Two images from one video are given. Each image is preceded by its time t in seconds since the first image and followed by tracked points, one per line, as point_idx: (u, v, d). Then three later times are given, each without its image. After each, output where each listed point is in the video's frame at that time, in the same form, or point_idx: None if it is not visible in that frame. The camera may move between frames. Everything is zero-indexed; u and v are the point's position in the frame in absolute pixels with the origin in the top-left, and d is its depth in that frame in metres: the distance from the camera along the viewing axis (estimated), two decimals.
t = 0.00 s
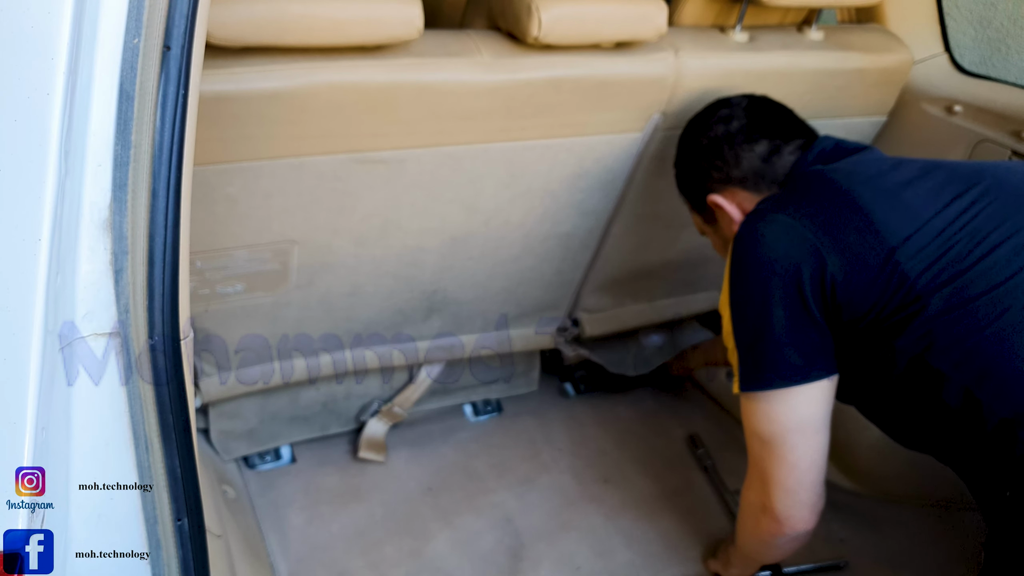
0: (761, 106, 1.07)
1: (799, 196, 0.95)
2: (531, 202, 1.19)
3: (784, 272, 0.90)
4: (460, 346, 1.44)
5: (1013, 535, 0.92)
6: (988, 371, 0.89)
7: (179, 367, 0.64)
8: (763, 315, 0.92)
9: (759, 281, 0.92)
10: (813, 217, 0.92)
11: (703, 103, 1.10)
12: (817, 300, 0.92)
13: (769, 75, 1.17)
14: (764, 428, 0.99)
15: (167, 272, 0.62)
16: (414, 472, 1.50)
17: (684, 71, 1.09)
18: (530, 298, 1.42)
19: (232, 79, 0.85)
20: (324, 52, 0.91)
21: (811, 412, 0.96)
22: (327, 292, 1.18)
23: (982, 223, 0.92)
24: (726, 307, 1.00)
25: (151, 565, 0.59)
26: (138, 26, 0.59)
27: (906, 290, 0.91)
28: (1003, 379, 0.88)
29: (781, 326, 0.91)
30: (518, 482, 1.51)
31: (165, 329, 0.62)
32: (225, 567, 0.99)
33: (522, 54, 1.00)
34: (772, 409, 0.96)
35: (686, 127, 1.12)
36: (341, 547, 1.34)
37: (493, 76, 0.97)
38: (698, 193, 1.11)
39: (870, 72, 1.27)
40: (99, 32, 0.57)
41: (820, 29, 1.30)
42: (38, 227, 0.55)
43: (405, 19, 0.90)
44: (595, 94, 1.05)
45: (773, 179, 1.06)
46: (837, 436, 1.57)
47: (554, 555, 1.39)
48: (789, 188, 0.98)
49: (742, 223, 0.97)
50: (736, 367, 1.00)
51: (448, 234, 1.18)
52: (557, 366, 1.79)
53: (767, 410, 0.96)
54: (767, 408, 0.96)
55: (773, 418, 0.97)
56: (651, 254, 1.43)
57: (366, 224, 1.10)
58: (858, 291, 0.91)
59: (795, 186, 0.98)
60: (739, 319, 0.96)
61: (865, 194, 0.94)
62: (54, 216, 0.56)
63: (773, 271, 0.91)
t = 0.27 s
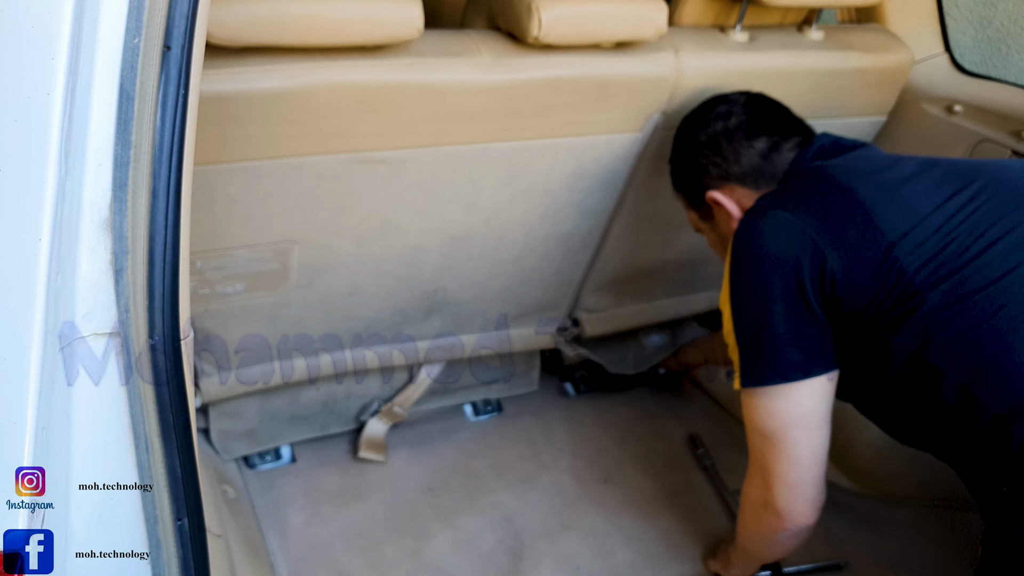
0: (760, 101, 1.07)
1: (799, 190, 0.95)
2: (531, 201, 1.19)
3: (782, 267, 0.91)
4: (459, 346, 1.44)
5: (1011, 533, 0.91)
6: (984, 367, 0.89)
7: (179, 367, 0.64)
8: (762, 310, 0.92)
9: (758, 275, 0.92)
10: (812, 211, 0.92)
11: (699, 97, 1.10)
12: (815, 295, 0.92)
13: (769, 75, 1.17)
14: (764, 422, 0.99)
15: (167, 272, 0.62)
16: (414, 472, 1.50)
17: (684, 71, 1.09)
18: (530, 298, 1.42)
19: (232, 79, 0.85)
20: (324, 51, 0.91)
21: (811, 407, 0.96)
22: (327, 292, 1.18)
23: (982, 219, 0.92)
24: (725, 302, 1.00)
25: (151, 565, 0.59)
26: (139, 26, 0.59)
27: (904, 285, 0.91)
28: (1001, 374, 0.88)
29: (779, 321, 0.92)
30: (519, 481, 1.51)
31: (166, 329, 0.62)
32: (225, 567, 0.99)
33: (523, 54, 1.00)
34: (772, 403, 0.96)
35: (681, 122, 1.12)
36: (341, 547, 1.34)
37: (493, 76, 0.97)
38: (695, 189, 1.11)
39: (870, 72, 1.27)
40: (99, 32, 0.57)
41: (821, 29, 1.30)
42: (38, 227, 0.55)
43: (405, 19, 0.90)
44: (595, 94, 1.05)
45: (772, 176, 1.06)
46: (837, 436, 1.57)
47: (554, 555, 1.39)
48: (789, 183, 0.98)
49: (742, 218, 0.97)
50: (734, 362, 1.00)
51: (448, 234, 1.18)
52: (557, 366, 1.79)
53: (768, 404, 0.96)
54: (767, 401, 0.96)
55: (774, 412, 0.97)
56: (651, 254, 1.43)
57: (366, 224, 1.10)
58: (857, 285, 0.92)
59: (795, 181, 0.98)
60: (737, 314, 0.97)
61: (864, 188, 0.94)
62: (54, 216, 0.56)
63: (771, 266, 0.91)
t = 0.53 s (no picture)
0: (772, 80, 1.05)
1: (803, 196, 0.92)
2: (531, 201, 1.19)
3: (788, 280, 0.90)
4: (459, 346, 1.44)
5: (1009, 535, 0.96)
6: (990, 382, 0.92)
7: (179, 367, 0.64)
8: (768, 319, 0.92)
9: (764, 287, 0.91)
10: (819, 222, 0.90)
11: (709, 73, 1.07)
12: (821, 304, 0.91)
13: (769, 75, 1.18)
14: (769, 427, 0.99)
15: (167, 272, 0.63)
16: (414, 472, 1.50)
17: (685, 70, 1.09)
18: (530, 298, 1.42)
19: (232, 79, 0.85)
20: (324, 51, 0.91)
21: (816, 412, 0.96)
22: (328, 291, 1.18)
23: (989, 226, 0.91)
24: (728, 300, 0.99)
25: (151, 565, 0.59)
26: (139, 26, 0.59)
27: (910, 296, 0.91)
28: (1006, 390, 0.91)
29: (784, 331, 0.92)
30: (519, 481, 1.51)
31: (166, 329, 0.62)
32: (226, 567, 0.99)
33: (523, 54, 1.00)
34: (777, 408, 0.96)
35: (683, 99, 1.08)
36: (341, 547, 1.34)
37: (494, 76, 0.97)
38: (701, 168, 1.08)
39: (870, 72, 1.27)
40: (100, 32, 0.57)
41: (821, 29, 1.30)
42: (38, 227, 0.55)
43: (405, 19, 0.90)
44: (595, 94, 1.05)
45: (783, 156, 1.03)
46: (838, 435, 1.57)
47: (554, 555, 1.39)
48: (794, 184, 0.95)
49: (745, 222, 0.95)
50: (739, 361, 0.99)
51: (448, 234, 1.18)
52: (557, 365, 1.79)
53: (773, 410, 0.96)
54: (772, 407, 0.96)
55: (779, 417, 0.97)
56: (651, 253, 1.43)
57: (366, 224, 1.10)
58: (864, 294, 0.91)
59: (801, 182, 0.95)
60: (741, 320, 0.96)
61: (872, 193, 0.91)
62: (54, 216, 0.56)
63: (778, 276, 0.90)
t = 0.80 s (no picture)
0: (807, 50, 0.99)
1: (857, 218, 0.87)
2: (531, 201, 1.19)
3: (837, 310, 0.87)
4: (460, 345, 1.44)
5: None
6: None
7: (179, 367, 0.64)
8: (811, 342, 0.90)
9: (809, 314, 0.88)
10: (875, 250, 0.86)
11: (737, 36, 1.03)
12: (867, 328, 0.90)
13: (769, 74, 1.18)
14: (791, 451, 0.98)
15: (167, 271, 0.63)
16: (414, 472, 1.50)
17: (685, 70, 1.09)
18: (531, 298, 1.42)
19: (232, 79, 0.85)
20: (324, 51, 0.91)
21: (839, 438, 0.96)
22: (328, 291, 1.18)
23: None
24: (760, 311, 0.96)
25: (151, 565, 0.59)
26: (139, 26, 0.59)
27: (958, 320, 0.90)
28: None
29: (827, 357, 0.90)
30: (519, 481, 1.51)
31: (165, 329, 0.63)
32: (226, 567, 0.99)
33: (523, 53, 1.00)
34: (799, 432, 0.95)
35: (703, 60, 1.04)
36: (341, 546, 1.34)
37: (494, 75, 0.97)
38: (725, 140, 1.02)
39: (870, 71, 1.27)
40: (100, 31, 0.57)
41: (821, 29, 1.30)
42: (38, 225, 0.55)
43: (405, 18, 0.90)
44: (595, 93, 1.05)
45: (816, 131, 0.96)
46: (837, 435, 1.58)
47: (554, 554, 1.39)
48: (845, 196, 0.89)
49: (790, 237, 0.90)
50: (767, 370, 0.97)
51: (448, 234, 1.18)
52: (557, 365, 1.79)
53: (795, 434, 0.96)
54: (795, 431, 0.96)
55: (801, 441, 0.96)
56: (651, 253, 1.43)
57: (366, 224, 1.10)
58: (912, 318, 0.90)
59: (854, 196, 0.88)
60: (779, 339, 0.93)
61: (929, 217, 0.87)
62: (54, 214, 0.55)
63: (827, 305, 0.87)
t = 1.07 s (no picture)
0: (856, 13, 0.92)
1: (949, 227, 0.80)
2: (531, 200, 1.19)
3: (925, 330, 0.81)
4: (460, 345, 1.44)
5: None
6: None
7: (179, 367, 0.64)
8: (891, 361, 0.83)
9: (896, 333, 0.82)
10: (971, 264, 0.80)
11: None
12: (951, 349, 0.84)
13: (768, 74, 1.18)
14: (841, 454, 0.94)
15: (167, 270, 0.63)
16: (415, 471, 1.50)
17: (685, 69, 1.09)
18: (531, 298, 1.42)
19: (232, 78, 0.85)
20: (324, 51, 0.91)
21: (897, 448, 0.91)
22: (328, 291, 1.18)
23: None
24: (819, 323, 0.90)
25: (151, 565, 0.59)
26: (139, 26, 0.59)
27: None
28: None
29: (903, 374, 0.84)
30: (519, 481, 1.51)
31: (165, 329, 0.62)
32: (226, 566, 0.99)
33: (523, 53, 1.00)
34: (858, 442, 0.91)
35: (738, 23, 0.94)
36: (342, 546, 1.34)
37: (494, 75, 0.97)
38: (768, 114, 0.94)
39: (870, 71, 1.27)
40: (99, 31, 0.57)
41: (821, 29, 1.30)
42: (38, 225, 0.55)
43: (405, 18, 0.90)
44: (595, 93, 1.05)
45: (867, 108, 0.91)
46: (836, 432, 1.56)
47: (554, 554, 1.38)
48: (934, 203, 0.82)
49: (869, 247, 0.83)
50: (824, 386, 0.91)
51: (448, 233, 1.18)
52: (557, 365, 1.79)
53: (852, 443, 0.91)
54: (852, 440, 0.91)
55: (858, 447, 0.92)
56: (652, 253, 1.43)
57: (367, 224, 1.10)
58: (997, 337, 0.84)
59: (942, 203, 0.81)
60: (846, 354, 0.87)
61: None
62: (54, 215, 0.56)
63: (911, 321, 0.81)
